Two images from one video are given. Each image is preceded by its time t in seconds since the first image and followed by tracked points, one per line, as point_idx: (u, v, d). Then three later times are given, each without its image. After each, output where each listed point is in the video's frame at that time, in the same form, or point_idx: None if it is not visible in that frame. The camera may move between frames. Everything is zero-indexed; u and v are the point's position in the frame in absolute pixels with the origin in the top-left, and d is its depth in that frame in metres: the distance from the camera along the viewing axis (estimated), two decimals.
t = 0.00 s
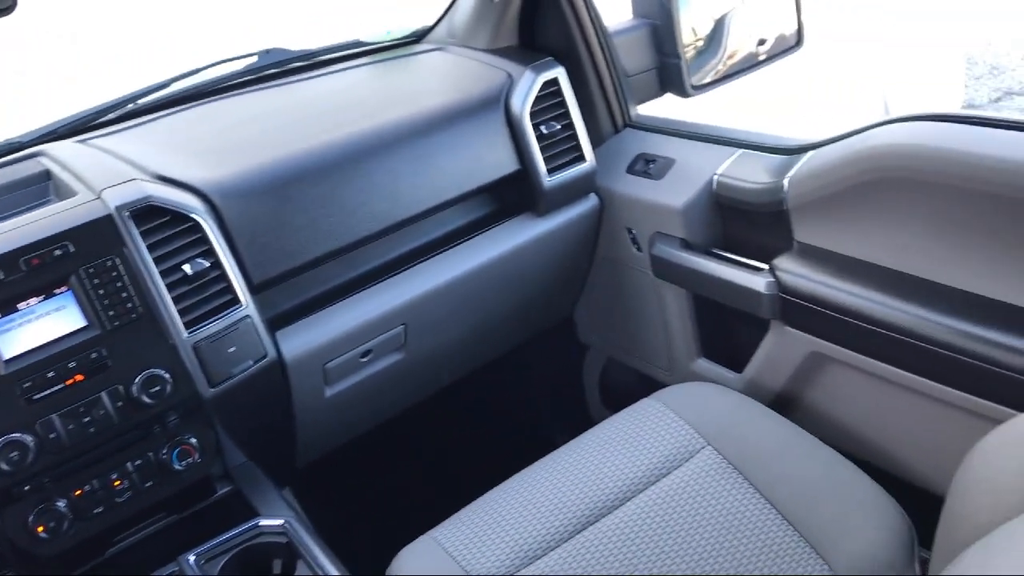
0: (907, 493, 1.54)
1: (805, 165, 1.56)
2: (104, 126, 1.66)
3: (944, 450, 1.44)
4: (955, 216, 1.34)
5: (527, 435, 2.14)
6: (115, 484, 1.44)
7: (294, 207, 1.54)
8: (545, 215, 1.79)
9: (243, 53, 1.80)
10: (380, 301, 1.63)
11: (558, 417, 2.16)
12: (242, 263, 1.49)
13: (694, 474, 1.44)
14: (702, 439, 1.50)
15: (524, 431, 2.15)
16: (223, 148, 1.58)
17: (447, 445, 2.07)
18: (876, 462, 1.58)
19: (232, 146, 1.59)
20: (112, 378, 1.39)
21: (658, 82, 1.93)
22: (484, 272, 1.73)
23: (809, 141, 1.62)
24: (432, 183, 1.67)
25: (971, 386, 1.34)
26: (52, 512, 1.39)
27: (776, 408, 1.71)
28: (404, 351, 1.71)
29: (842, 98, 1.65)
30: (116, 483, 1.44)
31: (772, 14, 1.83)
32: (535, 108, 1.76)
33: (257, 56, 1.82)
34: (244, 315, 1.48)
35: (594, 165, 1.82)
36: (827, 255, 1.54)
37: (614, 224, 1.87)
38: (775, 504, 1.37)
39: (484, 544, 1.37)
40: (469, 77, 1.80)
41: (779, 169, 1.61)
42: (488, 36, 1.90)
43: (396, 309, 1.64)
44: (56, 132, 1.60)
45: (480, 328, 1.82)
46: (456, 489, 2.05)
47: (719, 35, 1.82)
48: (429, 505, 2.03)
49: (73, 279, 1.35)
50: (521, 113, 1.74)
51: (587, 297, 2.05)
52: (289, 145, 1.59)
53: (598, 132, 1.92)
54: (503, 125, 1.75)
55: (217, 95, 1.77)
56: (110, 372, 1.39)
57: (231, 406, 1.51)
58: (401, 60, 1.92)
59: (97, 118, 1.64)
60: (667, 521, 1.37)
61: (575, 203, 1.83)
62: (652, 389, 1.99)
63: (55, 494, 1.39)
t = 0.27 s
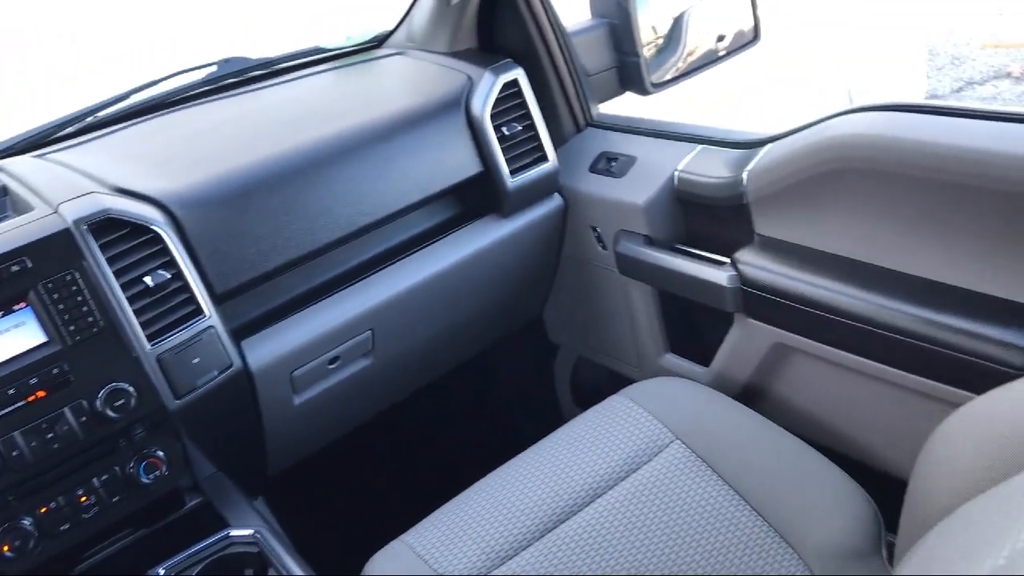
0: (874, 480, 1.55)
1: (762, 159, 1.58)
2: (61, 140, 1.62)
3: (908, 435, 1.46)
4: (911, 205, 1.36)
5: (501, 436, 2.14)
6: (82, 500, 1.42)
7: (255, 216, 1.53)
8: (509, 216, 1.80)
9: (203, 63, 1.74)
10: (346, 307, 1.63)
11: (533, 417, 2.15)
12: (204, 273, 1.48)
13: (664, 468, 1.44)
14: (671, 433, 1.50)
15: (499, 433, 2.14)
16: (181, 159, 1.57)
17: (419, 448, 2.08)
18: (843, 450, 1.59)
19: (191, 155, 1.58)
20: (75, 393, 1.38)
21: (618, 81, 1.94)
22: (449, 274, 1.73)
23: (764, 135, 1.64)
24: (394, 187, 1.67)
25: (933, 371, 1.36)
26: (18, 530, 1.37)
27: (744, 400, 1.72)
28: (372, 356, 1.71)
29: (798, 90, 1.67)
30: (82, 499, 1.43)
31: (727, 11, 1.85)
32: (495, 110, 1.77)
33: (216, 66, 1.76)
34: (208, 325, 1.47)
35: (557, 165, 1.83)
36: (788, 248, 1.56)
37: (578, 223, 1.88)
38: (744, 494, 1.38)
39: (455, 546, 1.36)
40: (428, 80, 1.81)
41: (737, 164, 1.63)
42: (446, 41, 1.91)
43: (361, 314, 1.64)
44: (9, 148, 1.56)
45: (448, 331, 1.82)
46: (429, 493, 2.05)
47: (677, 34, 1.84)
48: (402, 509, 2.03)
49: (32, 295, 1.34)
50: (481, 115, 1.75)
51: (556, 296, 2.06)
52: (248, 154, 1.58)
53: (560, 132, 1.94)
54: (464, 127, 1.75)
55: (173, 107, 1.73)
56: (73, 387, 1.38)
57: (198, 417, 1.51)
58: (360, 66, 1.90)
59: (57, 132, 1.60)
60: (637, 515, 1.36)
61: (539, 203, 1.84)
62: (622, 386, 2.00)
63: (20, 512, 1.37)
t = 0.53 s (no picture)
0: (846, 466, 1.57)
1: (726, 153, 1.59)
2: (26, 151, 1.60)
3: (877, 421, 1.49)
4: (874, 194, 1.37)
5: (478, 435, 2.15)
6: (56, 514, 1.42)
7: (224, 223, 1.53)
8: (480, 217, 1.80)
9: (168, 72, 1.71)
10: (318, 313, 1.63)
11: (508, 415, 2.16)
12: (173, 283, 1.48)
13: (640, 463, 1.45)
14: (646, 428, 1.51)
15: (475, 431, 2.16)
16: (147, 168, 1.56)
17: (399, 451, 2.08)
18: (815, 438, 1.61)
19: (158, 163, 1.57)
20: (46, 408, 1.37)
21: (583, 78, 1.96)
22: (421, 276, 1.74)
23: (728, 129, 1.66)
24: (363, 191, 1.67)
25: (901, 357, 1.39)
26: None
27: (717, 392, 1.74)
28: (346, 360, 1.71)
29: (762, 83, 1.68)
30: (57, 514, 1.42)
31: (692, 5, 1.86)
32: (462, 111, 1.78)
33: (181, 75, 1.73)
34: (179, 335, 1.47)
35: (525, 164, 1.84)
36: (755, 239, 1.58)
37: (548, 221, 1.89)
38: (719, 486, 1.39)
39: (434, 546, 1.35)
40: (394, 83, 1.81)
41: (702, 157, 1.65)
42: (411, 42, 1.92)
43: (334, 319, 1.64)
44: None
45: (422, 332, 1.83)
46: (408, 495, 2.06)
47: (642, 28, 1.86)
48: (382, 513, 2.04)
49: None
50: (449, 116, 1.75)
51: (530, 294, 2.06)
52: (216, 161, 1.57)
53: (528, 130, 1.95)
54: (431, 129, 1.75)
55: (138, 116, 1.71)
56: (44, 401, 1.37)
57: (172, 427, 1.50)
58: (326, 70, 1.89)
59: (20, 145, 1.58)
60: (615, 510, 1.37)
61: (508, 203, 1.85)
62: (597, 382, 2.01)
63: None
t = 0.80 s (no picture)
0: (819, 450, 1.59)
1: (692, 143, 1.60)
2: None
3: (849, 403, 1.50)
4: (839, 179, 1.39)
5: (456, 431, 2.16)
6: (31, 525, 1.42)
7: (193, 228, 1.52)
8: (451, 213, 1.81)
9: (133, 77, 1.68)
10: (291, 315, 1.62)
11: (485, 411, 2.18)
12: (143, 288, 1.47)
13: (617, 453, 1.45)
14: (622, 417, 1.52)
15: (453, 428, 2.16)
16: (113, 173, 1.54)
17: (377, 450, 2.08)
18: (788, 423, 1.63)
19: (125, 168, 1.55)
20: (17, 418, 1.36)
21: (550, 74, 1.96)
22: (393, 275, 1.74)
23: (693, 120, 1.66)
24: (333, 192, 1.67)
25: (870, 339, 1.40)
26: None
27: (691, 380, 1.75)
28: (320, 361, 1.71)
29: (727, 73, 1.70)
30: (32, 524, 1.42)
31: None
32: (429, 108, 1.78)
33: (146, 80, 1.70)
34: (151, 340, 1.46)
35: (494, 159, 1.85)
36: (724, 228, 1.59)
37: (519, 216, 1.90)
38: (695, 473, 1.40)
39: (414, 543, 1.35)
40: (360, 82, 1.81)
41: (668, 148, 1.66)
42: (377, 40, 1.92)
43: (307, 320, 1.63)
44: None
45: (396, 331, 1.83)
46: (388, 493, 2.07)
47: (607, 24, 1.86)
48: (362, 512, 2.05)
49: None
50: (416, 114, 1.75)
51: (504, 289, 2.06)
52: (183, 165, 1.56)
53: (495, 126, 1.95)
54: (399, 127, 1.75)
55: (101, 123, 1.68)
56: (14, 412, 1.36)
57: (147, 433, 1.49)
58: (291, 72, 1.88)
59: None
60: (593, 501, 1.37)
61: (479, 199, 1.85)
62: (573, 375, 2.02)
63: None
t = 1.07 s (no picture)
0: (795, 440, 1.61)
1: (663, 138, 1.61)
2: None
3: (823, 392, 1.52)
4: (810, 171, 1.40)
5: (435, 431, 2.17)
6: (7, 537, 1.41)
7: (165, 234, 1.51)
8: (426, 214, 1.81)
9: (102, 85, 1.67)
10: (266, 319, 1.62)
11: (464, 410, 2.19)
12: (116, 296, 1.46)
13: (595, 449, 1.46)
14: (600, 412, 1.52)
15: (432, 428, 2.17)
16: (84, 180, 1.53)
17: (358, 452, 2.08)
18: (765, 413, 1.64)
19: (96, 176, 1.54)
20: None
21: (522, 72, 1.97)
22: (368, 277, 1.74)
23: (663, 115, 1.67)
24: (306, 195, 1.67)
25: (842, 328, 1.42)
26: None
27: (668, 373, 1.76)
28: (298, 365, 1.71)
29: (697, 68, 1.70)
30: (9, 536, 1.41)
31: None
32: (401, 109, 1.78)
33: (115, 87, 1.69)
34: (125, 347, 1.45)
35: (467, 159, 1.85)
36: (697, 221, 1.60)
37: (494, 215, 1.90)
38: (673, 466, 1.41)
39: (395, 544, 1.35)
40: (332, 84, 1.81)
41: (640, 144, 1.66)
42: (348, 42, 1.92)
43: (283, 325, 1.63)
44: None
45: (374, 333, 1.83)
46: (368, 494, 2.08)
47: (577, 19, 1.85)
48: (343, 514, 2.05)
49: None
50: (387, 116, 1.76)
51: (482, 289, 2.06)
52: (154, 171, 1.55)
53: (467, 125, 1.96)
54: (371, 129, 1.76)
55: (72, 131, 1.66)
56: None
57: (123, 441, 1.49)
58: (262, 75, 1.86)
59: None
60: (572, 496, 1.38)
61: (453, 199, 1.86)
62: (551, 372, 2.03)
63: None
